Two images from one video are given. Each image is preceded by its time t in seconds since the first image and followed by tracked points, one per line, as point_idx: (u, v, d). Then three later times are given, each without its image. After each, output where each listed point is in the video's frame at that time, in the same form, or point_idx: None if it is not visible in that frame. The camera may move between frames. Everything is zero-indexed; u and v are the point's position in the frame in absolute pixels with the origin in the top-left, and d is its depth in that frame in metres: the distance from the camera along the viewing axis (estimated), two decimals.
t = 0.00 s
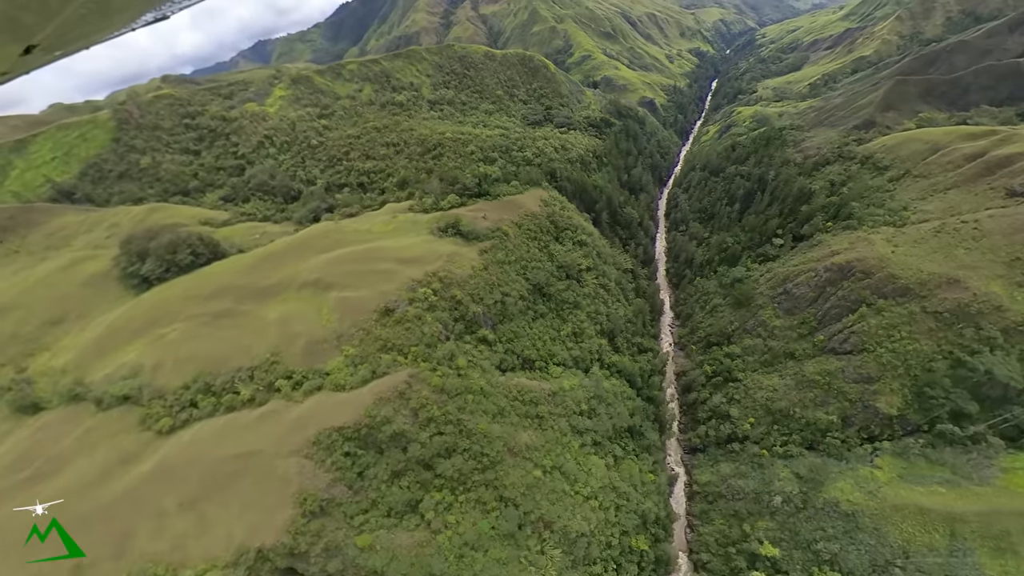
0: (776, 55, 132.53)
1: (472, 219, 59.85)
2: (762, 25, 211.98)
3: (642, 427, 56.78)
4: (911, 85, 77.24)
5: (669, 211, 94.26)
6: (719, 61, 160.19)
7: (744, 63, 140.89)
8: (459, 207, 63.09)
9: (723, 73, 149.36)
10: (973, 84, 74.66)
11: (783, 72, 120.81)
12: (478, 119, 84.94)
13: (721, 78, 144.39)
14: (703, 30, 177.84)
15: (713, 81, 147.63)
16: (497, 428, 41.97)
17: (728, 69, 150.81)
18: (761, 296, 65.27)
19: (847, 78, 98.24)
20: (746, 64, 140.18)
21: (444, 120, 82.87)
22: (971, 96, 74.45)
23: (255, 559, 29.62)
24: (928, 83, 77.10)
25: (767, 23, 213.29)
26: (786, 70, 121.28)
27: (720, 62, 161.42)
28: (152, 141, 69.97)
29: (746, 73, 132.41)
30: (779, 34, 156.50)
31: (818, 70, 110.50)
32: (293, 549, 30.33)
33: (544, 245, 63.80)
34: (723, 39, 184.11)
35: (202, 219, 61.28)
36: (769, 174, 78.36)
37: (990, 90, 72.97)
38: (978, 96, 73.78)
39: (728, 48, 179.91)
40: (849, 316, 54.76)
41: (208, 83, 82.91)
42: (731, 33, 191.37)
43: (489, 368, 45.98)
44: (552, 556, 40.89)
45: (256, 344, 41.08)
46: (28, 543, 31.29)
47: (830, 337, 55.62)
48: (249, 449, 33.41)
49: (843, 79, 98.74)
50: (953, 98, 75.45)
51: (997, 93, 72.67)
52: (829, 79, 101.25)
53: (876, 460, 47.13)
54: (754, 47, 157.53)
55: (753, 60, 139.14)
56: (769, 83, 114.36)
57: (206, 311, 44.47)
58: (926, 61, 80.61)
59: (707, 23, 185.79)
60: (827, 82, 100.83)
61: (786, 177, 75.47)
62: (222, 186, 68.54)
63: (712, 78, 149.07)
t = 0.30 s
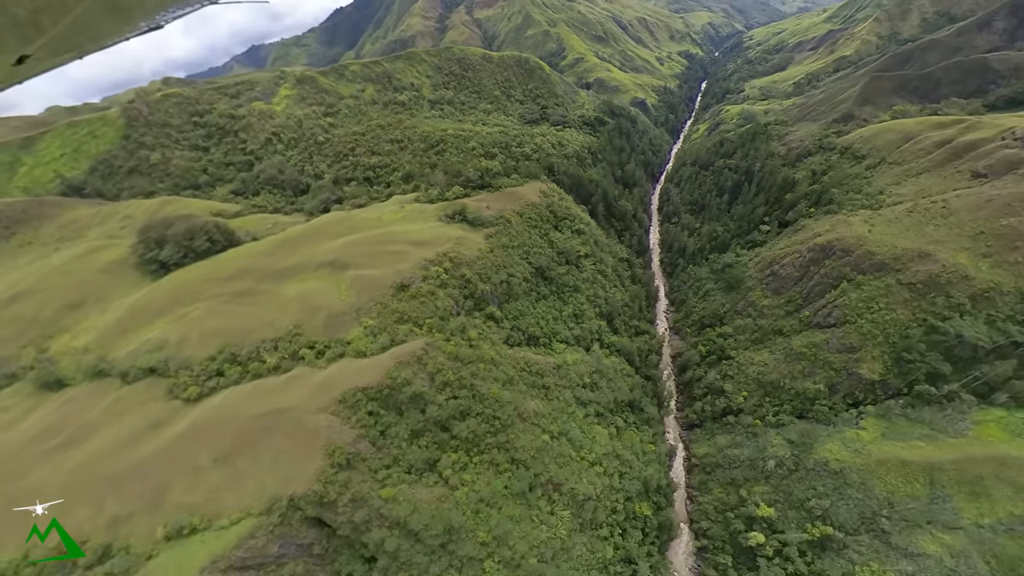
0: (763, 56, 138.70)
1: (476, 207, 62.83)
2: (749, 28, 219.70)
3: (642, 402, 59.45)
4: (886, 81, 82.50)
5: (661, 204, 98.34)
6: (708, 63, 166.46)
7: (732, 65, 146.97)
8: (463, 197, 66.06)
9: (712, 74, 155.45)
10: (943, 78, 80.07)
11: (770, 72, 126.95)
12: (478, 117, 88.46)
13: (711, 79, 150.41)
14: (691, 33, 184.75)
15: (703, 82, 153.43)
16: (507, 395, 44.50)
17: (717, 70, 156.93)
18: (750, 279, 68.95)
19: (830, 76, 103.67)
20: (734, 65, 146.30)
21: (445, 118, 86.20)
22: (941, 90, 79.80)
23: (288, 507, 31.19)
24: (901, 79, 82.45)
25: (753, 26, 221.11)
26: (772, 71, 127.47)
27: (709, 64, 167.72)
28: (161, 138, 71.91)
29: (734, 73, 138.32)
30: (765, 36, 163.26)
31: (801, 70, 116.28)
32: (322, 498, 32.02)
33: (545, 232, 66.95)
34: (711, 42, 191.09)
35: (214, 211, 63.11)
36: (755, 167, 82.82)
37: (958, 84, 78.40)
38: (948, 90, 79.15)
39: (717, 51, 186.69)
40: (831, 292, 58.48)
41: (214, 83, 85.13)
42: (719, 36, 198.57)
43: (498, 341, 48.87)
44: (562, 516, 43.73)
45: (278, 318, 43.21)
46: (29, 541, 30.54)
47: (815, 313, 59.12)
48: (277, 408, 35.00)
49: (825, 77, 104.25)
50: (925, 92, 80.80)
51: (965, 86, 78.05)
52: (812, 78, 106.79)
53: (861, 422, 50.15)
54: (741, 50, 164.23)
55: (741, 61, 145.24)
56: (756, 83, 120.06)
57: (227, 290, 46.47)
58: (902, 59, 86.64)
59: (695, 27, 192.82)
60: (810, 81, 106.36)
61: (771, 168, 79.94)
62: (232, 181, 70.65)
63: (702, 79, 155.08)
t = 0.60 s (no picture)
0: (752, 57, 144.11)
1: (478, 198, 65.59)
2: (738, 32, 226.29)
3: (641, 382, 61.87)
4: (866, 78, 87.00)
5: (655, 199, 101.85)
6: (699, 64, 172.01)
7: (721, 67, 152.21)
8: (465, 190, 68.78)
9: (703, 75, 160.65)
10: (919, 75, 84.72)
11: (759, 73, 132.18)
12: (478, 116, 91.64)
13: (702, 80, 155.55)
14: (682, 36, 190.60)
15: (694, 83, 158.54)
16: (514, 369, 46.94)
17: (708, 70, 162.12)
18: (740, 267, 72.22)
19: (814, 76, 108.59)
20: (724, 66, 151.67)
21: (445, 117, 89.23)
22: (917, 86, 84.47)
23: (313, 465, 32.85)
24: (880, 76, 87.01)
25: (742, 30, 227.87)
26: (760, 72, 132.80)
27: (700, 65, 173.09)
28: (170, 136, 73.57)
29: (723, 74, 143.49)
30: (754, 38, 169.14)
31: (787, 70, 121.30)
32: (346, 457, 33.79)
33: (545, 223, 69.84)
34: (702, 45, 197.10)
35: (225, 204, 64.76)
36: (743, 161, 86.75)
37: (933, 80, 83.12)
38: (923, 86, 83.84)
39: (708, 52, 192.41)
40: (816, 274, 61.74)
41: (219, 83, 87.17)
42: (710, 39, 204.87)
43: (504, 321, 51.45)
44: (568, 485, 45.93)
45: (296, 298, 45.22)
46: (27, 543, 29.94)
47: (801, 295, 62.21)
48: (300, 376, 36.68)
49: (809, 77, 109.16)
50: (902, 87, 85.44)
51: (939, 82, 82.75)
52: (798, 78, 111.63)
53: (848, 393, 52.99)
54: (731, 52, 170.05)
55: (731, 63, 150.58)
56: (745, 83, 124.97)
57: (244, 274, 48.33)
58: (881, 58, 92.56)
59: (686, 30, 198.74)
60: (797, 80, 111.17)
61: (758, 162, 83.94)
62: (240, 178, 72.61)
63: (693, 80, 160.24)
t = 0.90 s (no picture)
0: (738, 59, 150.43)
1: (480, 189, 68.75)
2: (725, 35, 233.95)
3: (638, 361, 64.88)
4: (844, 75, 92.40)
5: (647, 194, 105.89)
6: (689, 66, 178.32)
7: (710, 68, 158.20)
8: (467, 182, 71.88)
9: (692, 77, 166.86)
10: (893, 71, 90.40)
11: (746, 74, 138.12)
12: (476, 115, 95.27)
13: (691, 81, 161.52)
14: (672, 39, 197.31)
15: (684, 84, 164.44)
16: (520, 341, 49.90)
17: (697, 72, 168.24)
18: (729, 253, 76.04)
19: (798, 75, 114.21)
20: (713, 68, 157.83)
21: (445, 115, 92.72)
22: (891, 81, 90.12)
23: (339, 420, 34.99)
24: (857, 73, 92.58)
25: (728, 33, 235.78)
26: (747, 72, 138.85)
27: (689, 67, 179.29)
28: (178, 133, 75.70)
29: (712, 76, 149.51)
30: (741, 41, 176.04)
31: (773, 70, 127.17)
32: (368, 414, 36.04)
33: (544, 213, 73.12)
34: (691, 47, 204.01)
35: (235, 196, 66.79)
36: (730, 155, 91.32)
37: (906, 75, 88.82)
38: (897, 81, 89.46)
39: (697, 55, 199.20)
40: (800, 256, 65.60)
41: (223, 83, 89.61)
42: (699, 42, 212.11)
43: (508, 299, 54.46)
44: (572, 450, 48.35)
45: (313, 277, 47.54)
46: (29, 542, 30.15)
47: (787, 275, 65.95)
48: (322, 341, 38.84)
49: (792, 76, 114.83)
50: (877, 83, 91.05)
51: (912, 78, 88.42)
52: (782, 77, 117.33)
53: (832, 363, 56.54)
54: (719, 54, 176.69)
55: (719, 64, 156.74)
56: (733, 83, 130.63)
57: (261, 257, 50.58)
58: (859, 56, 98.65)
59: (675, 34, 205.51)
60: (781, 79, 116.83)
61: (744, 156, 88.55)
62: (247, 173, 74.84)
63: (683, 81, 166.14)
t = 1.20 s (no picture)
0: (727, 62, 156.49)
1: (481, 184, 71.78)
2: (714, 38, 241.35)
3: (635, 345, 67.64)
4: (825, 74, 97.48)
5: (641, 190, 109.56)
6: (680, 68, 184.31)
7: (700, 71, 163.66)
8: (468, 177, 74.72)
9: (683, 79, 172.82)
10: (871, 70, 95.74)
11: (735, 75, 143.91)
12: (474, 115, 98.59)
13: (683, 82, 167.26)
14: (663, 42, 203.90)
15: (675, 86, 170.10)
16: (523, 322, 52.86)
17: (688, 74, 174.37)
18: (719, 242, 79.47)
19: (783, 76, 119.58)
20: (703, 70, 163.66)
21: (445, 115, 95.91)
22: (870, 79, 95.43)
23: (358, 386, 37.27)
24: (837, 72, 97.76)
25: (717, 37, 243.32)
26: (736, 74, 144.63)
27: (680, 69, 185.20)
28: (185, 132, 77.75)
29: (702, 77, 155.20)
30: (730, 43, 182.64)
31: (760, 71, 132.77)
32: (385, 380, 38.43)
33: (542, 207, 76.22)
34: (682, 50, 210.66)
35: (244, 190, 68.76)
36: (719, 152, 95.55)
37: (883, 74, 94.10)
38: (875, 79, 94.85)
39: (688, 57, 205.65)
40: (785, 242, 69.09)
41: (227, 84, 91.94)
42: (689, 45, 218.99)
43: (511, 283, 57.28)
44: (574, 423, 50.83)
45: (326, 261, 49.87)
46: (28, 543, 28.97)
47: (773, 261, 69.34)
48: (340, 315, 41.19)
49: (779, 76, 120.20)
50: (857, 82, 96.43)
51: (889, 76, 93.65)
52: (770, 77, 122.74)
53: (817, 341, 59.75)
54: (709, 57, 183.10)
55: (709, 67, 162.69)
56: (722, 84, 136.04)
57: (274, 245, 52.75)
58: (841, 56, 104.10)
59: (666, 38, 212.08)
60: (769, 79, 122.21)
61: (732, 152, 92.70)
62: (253, 170, 76.90)
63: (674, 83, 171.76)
